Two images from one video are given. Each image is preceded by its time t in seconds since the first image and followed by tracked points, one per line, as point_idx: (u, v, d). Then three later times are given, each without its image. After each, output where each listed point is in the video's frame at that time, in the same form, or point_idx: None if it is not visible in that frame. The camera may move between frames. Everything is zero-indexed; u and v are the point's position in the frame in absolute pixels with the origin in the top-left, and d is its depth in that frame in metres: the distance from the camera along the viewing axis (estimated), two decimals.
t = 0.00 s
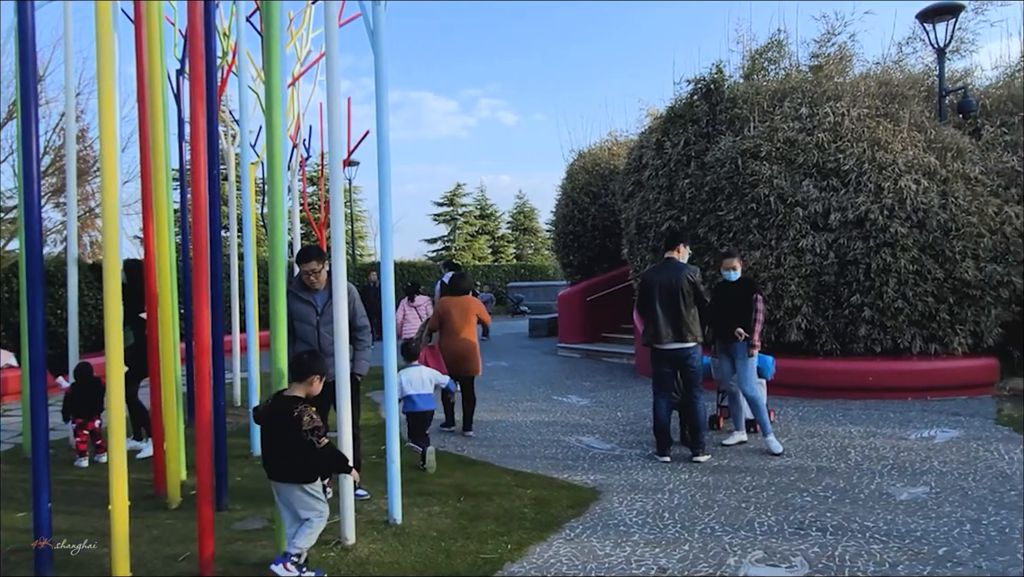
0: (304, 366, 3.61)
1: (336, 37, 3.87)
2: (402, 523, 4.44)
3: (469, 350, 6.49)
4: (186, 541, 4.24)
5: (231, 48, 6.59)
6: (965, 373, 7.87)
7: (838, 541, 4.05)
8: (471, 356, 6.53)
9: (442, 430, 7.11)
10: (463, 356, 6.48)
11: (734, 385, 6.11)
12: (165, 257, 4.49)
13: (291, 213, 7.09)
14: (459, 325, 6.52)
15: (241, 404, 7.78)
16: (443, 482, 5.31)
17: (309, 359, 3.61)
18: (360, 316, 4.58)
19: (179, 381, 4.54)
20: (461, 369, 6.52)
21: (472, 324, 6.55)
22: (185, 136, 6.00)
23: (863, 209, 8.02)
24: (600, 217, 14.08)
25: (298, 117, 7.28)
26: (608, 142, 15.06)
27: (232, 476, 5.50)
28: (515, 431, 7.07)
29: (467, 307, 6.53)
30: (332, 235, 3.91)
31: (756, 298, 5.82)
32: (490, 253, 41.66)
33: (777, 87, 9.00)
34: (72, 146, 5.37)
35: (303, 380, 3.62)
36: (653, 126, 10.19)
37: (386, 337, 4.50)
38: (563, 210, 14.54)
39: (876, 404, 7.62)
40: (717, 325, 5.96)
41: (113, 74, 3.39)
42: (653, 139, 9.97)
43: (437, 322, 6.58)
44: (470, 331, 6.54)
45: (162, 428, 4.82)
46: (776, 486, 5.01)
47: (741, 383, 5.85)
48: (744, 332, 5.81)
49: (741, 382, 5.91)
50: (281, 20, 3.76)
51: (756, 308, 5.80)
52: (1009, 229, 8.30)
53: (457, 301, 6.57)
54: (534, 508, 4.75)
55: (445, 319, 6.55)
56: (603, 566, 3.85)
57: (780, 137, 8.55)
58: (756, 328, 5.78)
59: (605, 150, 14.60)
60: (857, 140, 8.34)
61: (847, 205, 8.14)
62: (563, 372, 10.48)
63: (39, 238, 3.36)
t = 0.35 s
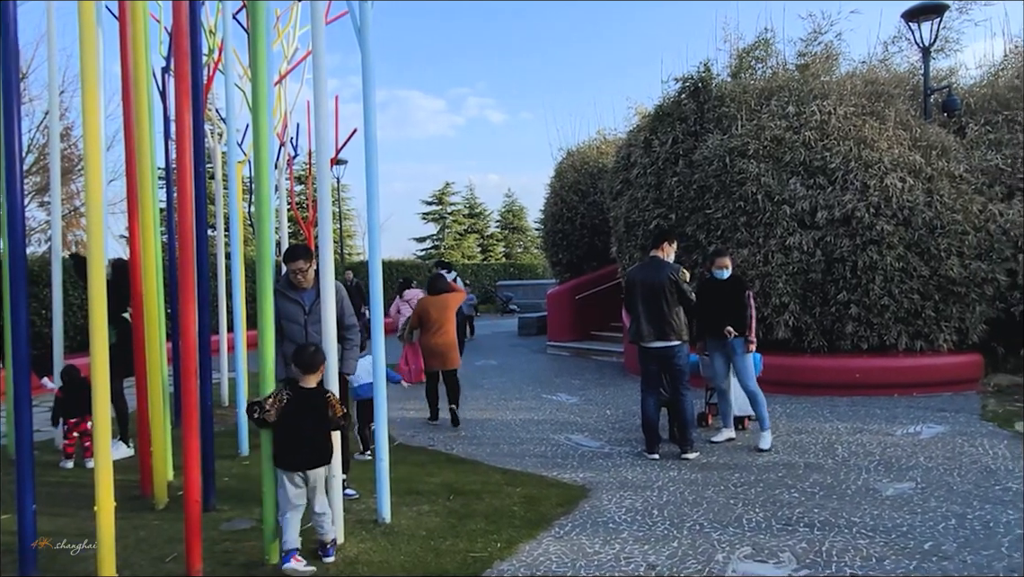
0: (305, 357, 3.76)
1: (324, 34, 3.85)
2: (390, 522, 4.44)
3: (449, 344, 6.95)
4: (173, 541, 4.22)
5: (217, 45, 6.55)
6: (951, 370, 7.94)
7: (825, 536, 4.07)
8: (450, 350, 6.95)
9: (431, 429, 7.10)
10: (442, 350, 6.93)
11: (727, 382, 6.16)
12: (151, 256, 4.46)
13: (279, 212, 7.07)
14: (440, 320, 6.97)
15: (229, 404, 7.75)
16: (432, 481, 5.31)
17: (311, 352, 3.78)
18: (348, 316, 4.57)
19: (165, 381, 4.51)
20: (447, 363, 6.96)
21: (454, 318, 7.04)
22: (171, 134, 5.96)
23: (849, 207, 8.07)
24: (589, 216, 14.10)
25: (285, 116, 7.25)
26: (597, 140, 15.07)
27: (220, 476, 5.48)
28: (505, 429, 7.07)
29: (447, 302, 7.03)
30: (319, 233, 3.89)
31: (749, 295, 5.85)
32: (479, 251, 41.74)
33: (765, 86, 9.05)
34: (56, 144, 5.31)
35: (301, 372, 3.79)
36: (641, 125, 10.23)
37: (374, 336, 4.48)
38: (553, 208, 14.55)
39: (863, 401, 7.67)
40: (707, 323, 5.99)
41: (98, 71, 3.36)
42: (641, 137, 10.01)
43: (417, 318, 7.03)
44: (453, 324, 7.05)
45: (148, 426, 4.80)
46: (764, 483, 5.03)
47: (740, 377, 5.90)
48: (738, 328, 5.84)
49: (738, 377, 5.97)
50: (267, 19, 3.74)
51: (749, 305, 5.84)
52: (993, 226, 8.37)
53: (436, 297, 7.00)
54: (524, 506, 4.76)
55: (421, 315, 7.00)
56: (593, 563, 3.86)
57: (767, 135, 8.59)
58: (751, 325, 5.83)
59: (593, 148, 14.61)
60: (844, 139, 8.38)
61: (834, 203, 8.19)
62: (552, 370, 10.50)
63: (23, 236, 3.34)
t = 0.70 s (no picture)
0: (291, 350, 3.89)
1: (318, 34, 3.85)
2: (386, 522, 4.44)
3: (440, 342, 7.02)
4: (169, 542, 4.22)
5: (210, 44, 6.53)
6: (944, 367, 7.97)
7: (820, 534, 4.09)
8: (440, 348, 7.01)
9: (426, 429, 7.10)
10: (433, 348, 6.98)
11: (726, 382, 6.18)
12: (145, 256, 4.45)
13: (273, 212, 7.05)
14: (432, 318, 6.99)
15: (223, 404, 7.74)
16: (427, 480, 5.31)
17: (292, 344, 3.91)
18: (343, 315, 4.57)
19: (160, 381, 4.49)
20: (440, 360, 7.01)
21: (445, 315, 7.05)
22: (164, 133, 5.94)
23: (842, 206, 8.10)
24: (583, 215, 14.11)
25: (279, 115, 7.24)
26: (591, 139, 15.09)
27: (215, 476, 5.47)
28: (500, 428, 7.08)
29: (438, 300, 7.05)
30: (313, 232, 3.89)
31: (752, 294, 5.88)
32: (473, 251, 41.76)
33: (759, 85, 9.08)
34: (48, 143, 5.29)
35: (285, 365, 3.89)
36: (635, 124, 10.24)
37: (369, 335, 4.48)
38: (547, 207, 14.57)
39: (858, 399, 7.70)
40: (705, 321, 6.03)
41: (90, 71, 3.35)
42: (636, 136, 10.02)
43: (408, 317, 7.04)
44: (445, 322, 7.08)
45: (142, 427, 4.78)
46: (759, 481, 5.04)
47: (738, 376, 5.94)
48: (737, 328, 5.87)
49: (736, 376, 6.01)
50: (261, 18, 3.74)
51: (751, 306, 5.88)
52: (985, 224, 8.40)
53: (427, 296, 7.02)
54: (520, 505, 4.76)
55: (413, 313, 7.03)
56: (589, 562, 3.87)
57: (761, 134, 8.61)
58: (753, 324, 5.88)
59: (588, 147, 14.62)
60: (837, 138, 8.40)
61: (827, 201, 8.21)
62: (547, 369, 10.50)
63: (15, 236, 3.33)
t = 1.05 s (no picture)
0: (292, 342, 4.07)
1: (319, 33, 3.86)
2: (388, 521, 4.45)
3: (441, 338, 7.03)
4: (171, 541, 4.23)
5: (210, 44, 6.54)
6: (943, 367, 8.00)
7: (821, 531, 4.11)
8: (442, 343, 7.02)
9: (427, 428, 7.11)
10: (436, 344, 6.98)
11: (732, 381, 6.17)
12: (146, 256, 4.46)
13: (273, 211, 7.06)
14: (434, 315, 7.05)
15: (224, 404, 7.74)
16: (428, 479, 5.32)
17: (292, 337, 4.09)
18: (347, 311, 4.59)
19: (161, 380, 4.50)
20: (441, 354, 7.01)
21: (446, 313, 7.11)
22: (165, 133, 5.95)
23: (842, 205, 8.12)
24: (583, 214, 14.13)
25: (279, 114, 7.26)
26: (590, 139, 15.10)
27: (216, 476, 5.48)
28: (501, 428, 7.10)
29: (440, 299, 7.10)
30: (315, 231, 3.90)
31: (769, 295, 5.91)
32: (473, 250, 41.77)
33: (758, 84, 9.10)
34: (47, 143, 5.30)
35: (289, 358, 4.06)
36: (635, 124, 10.26)
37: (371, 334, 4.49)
38: (547, 207, 14.59)
39: (857, 397, 7.72)
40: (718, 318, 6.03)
41: (92, 70, 3.36)
42: (635, 136, 10.04)
43: (410, 314, 7.10)
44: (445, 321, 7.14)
45: (143, 426, 4.79)
46: (759, 479, 5.06)
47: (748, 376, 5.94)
48: (748, 326, 5.90)
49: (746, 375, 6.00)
50: (262, 18, 3.76)
51: (767, 306, 5.91)
52: (984, 223, 8.42)
53: (428, 294, 7.08)
54: (521, 503, 4.78)
55: (412, 314, 7.11)
56: (591, 560, 3.89)
57: (761, 134, 8.63)
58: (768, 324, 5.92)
59: (587, 146, 14.63)
60: (836, 137, 8.42)
61: (827, 200, 8.22)
62: (547, 368, 10.51)
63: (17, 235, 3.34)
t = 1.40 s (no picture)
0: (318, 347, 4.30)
1: (323, 31, 3.86)
2: (391, 520, 4.46)
3: (438, 338, 7.05)
4: (174, 541, 4.24)
5: (213, 43, 6.55)
6: (945, 366, 8.00)
7: (824, 531, 4.12)
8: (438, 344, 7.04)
9: (430, 428, 7.12)
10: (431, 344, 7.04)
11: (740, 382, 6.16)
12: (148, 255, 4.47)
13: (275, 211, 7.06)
14: (429, 316, 7.05)
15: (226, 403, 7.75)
16: (431, 479, 5.33)
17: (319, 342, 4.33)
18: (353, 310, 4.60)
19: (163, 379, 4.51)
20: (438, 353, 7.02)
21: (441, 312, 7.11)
22: (168, 133, 5.96)
23: (844, 205, 8.12)
24: (585, 214, 14.13)
25: (281, 114, 7.27)
26: (592, 139, 15.10)
27: (219, 475, 5.49)
28: (503, 427, 7.10)
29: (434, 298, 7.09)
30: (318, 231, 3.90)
31: (784, 296, 5.87)
32: (474, 250, 41.79)
33: (760, 84, 9.10)
34: (51, 143, 5.30)
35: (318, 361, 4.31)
36: (637, 124, 10.27)
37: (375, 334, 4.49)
38: (549, 207, 14.60)
39: (859, 397, 7.72)
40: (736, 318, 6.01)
41: (96, 70, 3.37)
42: (637, 136, 10.05)
43: (407, 314, 7.12)
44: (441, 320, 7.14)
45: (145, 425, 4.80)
46: (762, 479, 5.06)
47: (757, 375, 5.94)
48: (764, 326, 5.89)
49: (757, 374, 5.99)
50: (265, 18, 3.77)
51: (783, 306, 5.87)
52: (987, 223, 8.41)
53: (424, 294, 7.07)
54: (524, 503, 4.78)
55: (410, 314, 7.12)
56: (594, 560, 3.89)
57: (763, 134, 8.64)
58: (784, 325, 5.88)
59: (589, 146, 14.63)
60: (838, 137, 8.42)
61: (829, 200, 8.22)
62: (549, 368, 10.52)
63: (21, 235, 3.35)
